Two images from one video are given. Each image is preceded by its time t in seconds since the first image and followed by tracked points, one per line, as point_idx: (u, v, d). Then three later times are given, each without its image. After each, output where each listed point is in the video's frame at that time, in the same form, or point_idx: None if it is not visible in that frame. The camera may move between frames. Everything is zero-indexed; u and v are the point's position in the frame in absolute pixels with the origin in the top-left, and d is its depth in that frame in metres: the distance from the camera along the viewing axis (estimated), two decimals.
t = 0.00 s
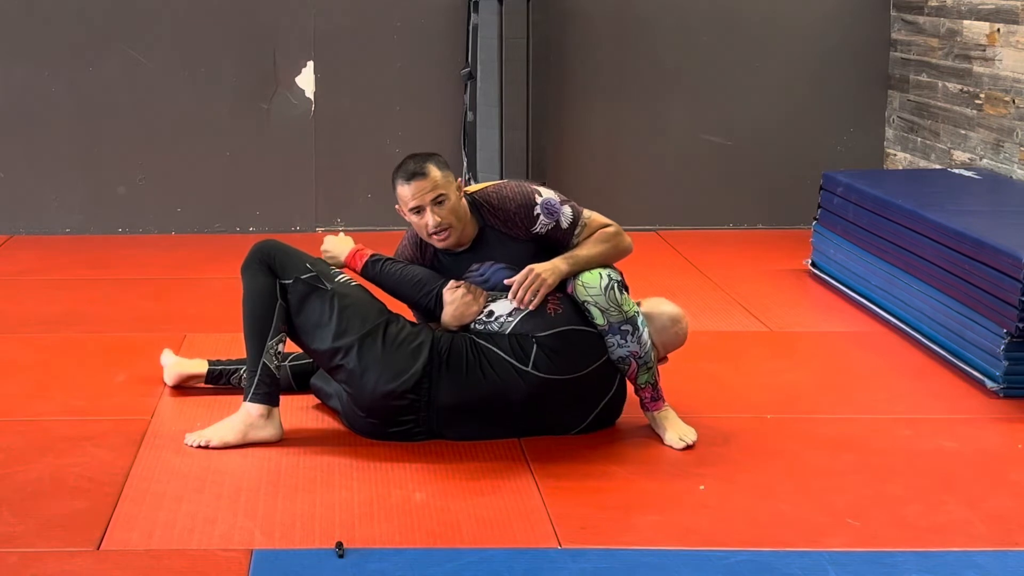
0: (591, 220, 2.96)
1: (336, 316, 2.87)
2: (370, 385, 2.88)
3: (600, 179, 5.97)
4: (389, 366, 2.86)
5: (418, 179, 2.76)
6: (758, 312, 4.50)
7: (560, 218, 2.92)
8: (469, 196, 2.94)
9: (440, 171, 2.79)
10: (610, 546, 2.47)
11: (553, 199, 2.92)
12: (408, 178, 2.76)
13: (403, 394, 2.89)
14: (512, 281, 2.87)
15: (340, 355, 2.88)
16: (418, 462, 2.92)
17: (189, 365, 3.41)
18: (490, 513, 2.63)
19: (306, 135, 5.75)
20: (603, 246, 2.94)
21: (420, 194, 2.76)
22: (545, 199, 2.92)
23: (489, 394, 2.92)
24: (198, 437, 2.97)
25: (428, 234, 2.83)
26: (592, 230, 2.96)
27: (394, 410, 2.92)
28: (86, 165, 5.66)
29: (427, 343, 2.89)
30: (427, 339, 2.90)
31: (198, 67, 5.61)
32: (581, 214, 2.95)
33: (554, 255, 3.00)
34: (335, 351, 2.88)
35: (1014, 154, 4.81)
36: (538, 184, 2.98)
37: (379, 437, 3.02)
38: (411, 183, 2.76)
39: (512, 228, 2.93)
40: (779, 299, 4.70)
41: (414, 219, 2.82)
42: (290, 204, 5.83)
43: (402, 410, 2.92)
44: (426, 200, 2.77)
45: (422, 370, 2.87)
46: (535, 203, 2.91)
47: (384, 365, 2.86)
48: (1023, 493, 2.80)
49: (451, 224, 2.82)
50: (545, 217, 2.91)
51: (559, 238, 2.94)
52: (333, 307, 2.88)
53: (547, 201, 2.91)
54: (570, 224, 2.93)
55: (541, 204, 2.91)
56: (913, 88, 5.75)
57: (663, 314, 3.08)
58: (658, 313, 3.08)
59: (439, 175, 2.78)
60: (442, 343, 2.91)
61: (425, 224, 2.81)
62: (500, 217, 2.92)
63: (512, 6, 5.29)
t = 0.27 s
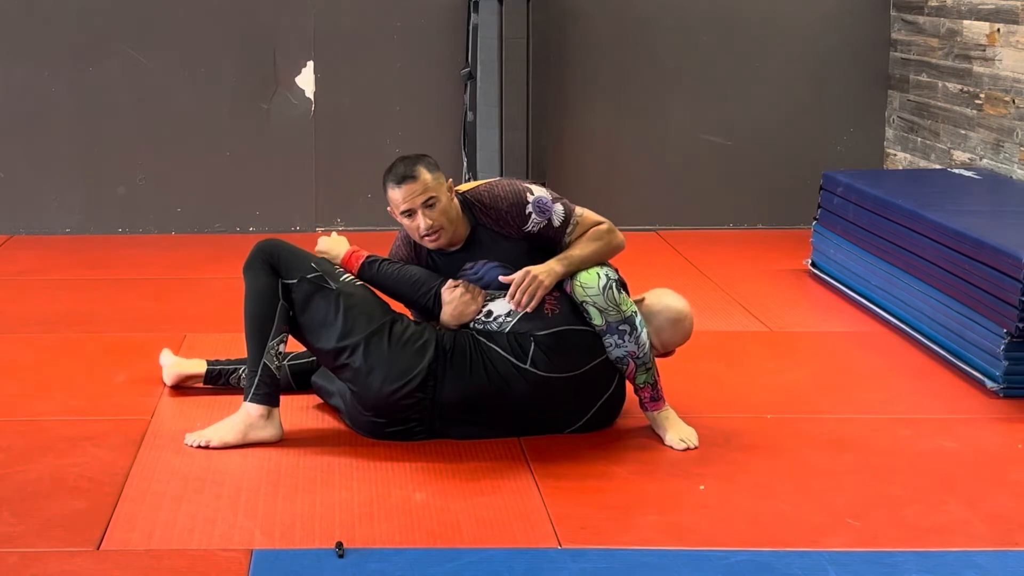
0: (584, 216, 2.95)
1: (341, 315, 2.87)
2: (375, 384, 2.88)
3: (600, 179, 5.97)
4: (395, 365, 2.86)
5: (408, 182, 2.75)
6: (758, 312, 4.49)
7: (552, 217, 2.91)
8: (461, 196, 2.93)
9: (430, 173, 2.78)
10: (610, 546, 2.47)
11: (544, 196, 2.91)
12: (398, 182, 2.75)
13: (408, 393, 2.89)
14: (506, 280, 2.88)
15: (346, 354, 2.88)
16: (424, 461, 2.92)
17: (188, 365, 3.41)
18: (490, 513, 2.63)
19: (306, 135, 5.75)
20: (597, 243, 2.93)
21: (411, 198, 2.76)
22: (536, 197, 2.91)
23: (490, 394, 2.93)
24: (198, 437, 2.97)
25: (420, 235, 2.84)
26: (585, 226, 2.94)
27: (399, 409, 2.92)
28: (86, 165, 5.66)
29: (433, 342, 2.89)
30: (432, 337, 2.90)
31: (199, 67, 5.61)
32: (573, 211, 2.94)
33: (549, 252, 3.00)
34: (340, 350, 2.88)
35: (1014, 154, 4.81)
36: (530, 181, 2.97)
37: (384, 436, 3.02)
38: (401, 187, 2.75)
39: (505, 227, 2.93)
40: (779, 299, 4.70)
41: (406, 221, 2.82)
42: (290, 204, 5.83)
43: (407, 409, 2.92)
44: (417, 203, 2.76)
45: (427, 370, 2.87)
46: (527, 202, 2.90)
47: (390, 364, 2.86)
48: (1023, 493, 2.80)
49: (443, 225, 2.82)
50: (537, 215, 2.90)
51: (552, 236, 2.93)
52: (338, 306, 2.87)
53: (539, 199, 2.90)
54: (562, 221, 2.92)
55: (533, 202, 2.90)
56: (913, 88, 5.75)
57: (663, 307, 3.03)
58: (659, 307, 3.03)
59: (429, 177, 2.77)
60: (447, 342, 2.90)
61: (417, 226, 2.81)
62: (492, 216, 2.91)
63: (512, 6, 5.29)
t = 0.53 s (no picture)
0: (587, 221, 2.96)
1: (337, 317, 2.86)
2: (371, 387, 2.88)
3: (600, 179, 5.97)
4: (392, 367, 2.86)
5: (414, 186, 2.75)
6: (758, 312, 4.49)
7: (557, 220, 2.91)
8: (465, 195, 2.93)
9: (435, 175, 2.78)
10: (610, 546, 2.47)
11: (550, 200, 2.91)
12: (403, 185, 2.75)
13: (404, 395, 2.89)
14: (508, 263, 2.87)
15: (342, 356, 2.87)
16: (420, 462, 2.92)
17: (188, 364, 3.41)
18: (490, 513, 2.63)
19: (306, 135, 5.75)
20: (599, 248, 2.94)
21: (416, 201, 2.76)
22: (542, 200, 2.90)
23: (489, 397, 2.93)
24: (198, 437, 2.97)
25: (425, 238, 2.84)
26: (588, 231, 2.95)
27: (395, 411, 2.92)
28: (86, 165, 5.66)
29: (429, 344, 2.89)
30: (428, 340, 2.90)
31: (199, 67, 5.61)
32: (577, 215, 2.94)
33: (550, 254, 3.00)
34: (336, 352, 2.87)
35: (1014, 154, 4.81)
36: (535, 183, 2.96)
37: (379, 437, 3.02)
38: (407, 190, 2.75)
39: (508, 230, 2.92)
40: (779, 299, 4.70)
41: (410, 224, 2.83)
42: (290, 204, 5.83)
43: (403, 412, 2.93)
44: (423, 206, 2.76)
45: (424, 372, 2.87)
46: (532, 205, 2.89)
47: (386, 367, 2.86)
48: (1023, 493, 2.80)
49: (449, 227, 2.83)
50: (542, 219, 2.89)
51: (556, 239, 2.93)
52: (334, 308, 2.87)
53: (543, 202, 2.90)
54: (566, 225, 2.92)
55: (538, 205, 2.89)
56: (913, 88, 5.75)
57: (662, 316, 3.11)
58: (658, 316, 3.10)
59: (435, 180, 2.77)
60: (442, 344, 2.91)
61: (422, 228, 2.81)
62: (497, 218, 2.91)
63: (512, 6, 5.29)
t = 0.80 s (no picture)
0: (588, 221, 2.94)
1: (335, 317, 2.86)
2: (370, 387, 2.88)
3: (600, 179, 5.97)
4: (390, 368, 2.86)
5: (430, 209, 2.69)
6: (758, 312, 4.49)
7: (557, 219, 2.89)
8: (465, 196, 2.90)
9: (446, 191, 2.73)
10: (610, 546, 2.47)
11: (550, 198, 2.89)
12: (419, 211, 2.69)
13: (403, 395, 2.89)
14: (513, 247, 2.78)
15: (340, 356, 2.87)
16: (419, 462, 2.92)
17: (188, 364, 3.41)
18: (489, 513, 2.63)
19: (306, 135, 5.75)
20: (600, 248, 2.92)
21: (434, 222, 2.71)
22: (542, 199, 2.89)
23: (488, 396, 2.93)
24: (198, 437, 2.97)
25: (443, 251, 2.81)
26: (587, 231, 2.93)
27: (394, 411, 2.92)
28: (86, 165, 5.66)
29: (428, 344, 2.89)
30: (428, 340, 2.90)
31: (199, 67, 5.61)
32: (577, 214, 2.92)
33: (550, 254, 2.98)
34: (335, 352, 2.87)
35: (1014, 154, 4.81)
36: (536, 183, 2.95)
37: (378, 437, 3.02)
38: (423, 215, 2.69)
39: (509, 229, 2.90)
40: (779, 299, 4.70)
41: (427, 241, 2.78)
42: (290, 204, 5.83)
43: (402, 412, 2.93)
44: (441, 226, 2.72)
45: (423, 372, 2.87)
46: (532, 203, 2.88)
47: (384, 367, 2.86)
48: (1023, 493, 2.80)
49: (465, 235, 2.81)
50: (542, 217, 2.88)
51: (556, 238, 2.91)
52: (332, 308, 2.87)
53: (544, 201, 2.88)
54: (567, 224, 2.90)
55: (538, 204, 2.88)
56: (913, 88, 5.75)
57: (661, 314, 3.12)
58: (658, 316, 3.11)
59: (446, 196, 2.72)
60: (441, 344, 2.91)
61: (442, 245, 2.78)
62: (498, 216, 2.89)
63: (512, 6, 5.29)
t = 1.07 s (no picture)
0: (585, 221, 2.94)
1: (336, 317, 2.86)
2: (370, 386, 2.88)
3: (600, 179, 5.97)
4: (390, 367, 2.86)
5: (433, 224, 2.68)
6: (758, 312, 4.49)
7: (554, 220, 2.89)
8: (462, 200, 2.88)
9: (446, 202, 2.72)
10: (610, 546, 2.47)
11: (547, 199, 2.89)
12: (422, 226, 2.68)
13: (403, 395, 2.89)
14: (515, 247, 2.76)
15: (341, 356, 2.87)
16: (420, 461, 2.92)
17: (188, 364, 3.41)
18: (489, 512, 2.63)
19: (306, 135, 5.75)
20: (598, 247, 2.92)
21: (438, 234, 2.71)
22: (539, 200, 2.89)
23: (489, 395, 2.93)
24: (198, 437, 2.97)
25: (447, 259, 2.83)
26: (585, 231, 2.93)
27: (394, 411, 2.92)
28: (86, 165, 5.66)
29: (428, 344, 2.89)
30: (428, 339, 2.90)
31: (199, 67, 5.61)
32: (575, 214, 2.92)
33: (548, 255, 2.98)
34: (335, 352, 2.87)
35: (1014, 154, 4.81)
36: (532, 184, 2.95)
37: (378, 436, 3.02)
38: (427, 229, 2.69)
39: (507, 231, 2.89)
40: (779, 299, 4.70)
41: (431, 251, 2.79)
42: (290, 204, 5.83)
43: (402, 411, 2.92)
44: (445, 237, 2.73)
45: (423, 372, 2.87)
46: (529, 205, 2.88)
47: (385, 366, 2.86)
48: (1023, 493, 2.80)
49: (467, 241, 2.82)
50: (540, 218, 2.88)
51: (554, 239, 2.91)
52: (333, 307, 2.87)
53: (541, 202, 2.88)
54: (564, 224, 2.90)
55: (536, 205, 2.88)
56: (913, 88, 5.75)
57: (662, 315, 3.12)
58: (658, 315, 3.11)
59: (447, 208, 2.72)
60: (442, 344, 2.91)
61: (446, 253, 2.79)
62: (496, 219, 2.87)
63: (512, 6, 5.29)
